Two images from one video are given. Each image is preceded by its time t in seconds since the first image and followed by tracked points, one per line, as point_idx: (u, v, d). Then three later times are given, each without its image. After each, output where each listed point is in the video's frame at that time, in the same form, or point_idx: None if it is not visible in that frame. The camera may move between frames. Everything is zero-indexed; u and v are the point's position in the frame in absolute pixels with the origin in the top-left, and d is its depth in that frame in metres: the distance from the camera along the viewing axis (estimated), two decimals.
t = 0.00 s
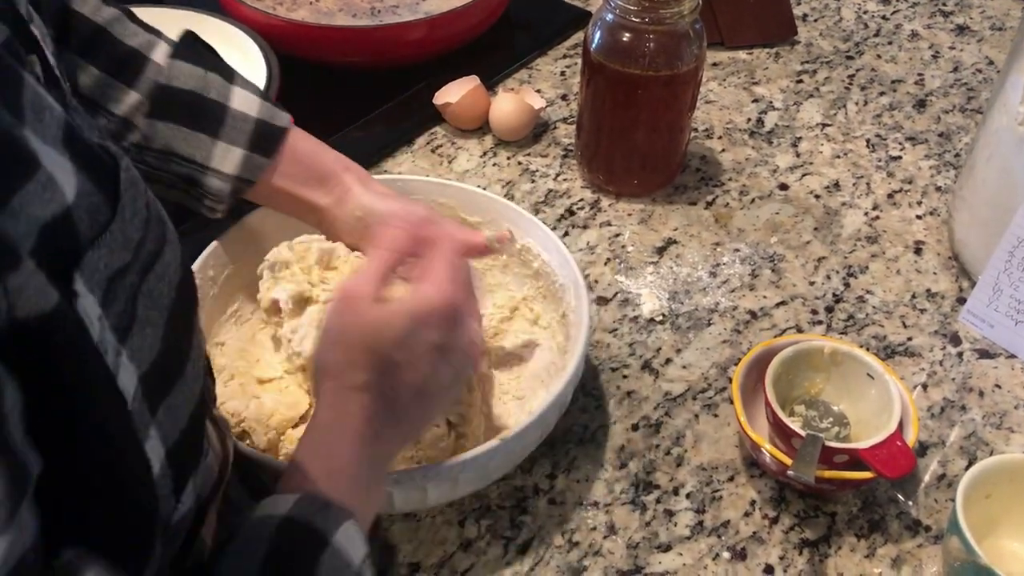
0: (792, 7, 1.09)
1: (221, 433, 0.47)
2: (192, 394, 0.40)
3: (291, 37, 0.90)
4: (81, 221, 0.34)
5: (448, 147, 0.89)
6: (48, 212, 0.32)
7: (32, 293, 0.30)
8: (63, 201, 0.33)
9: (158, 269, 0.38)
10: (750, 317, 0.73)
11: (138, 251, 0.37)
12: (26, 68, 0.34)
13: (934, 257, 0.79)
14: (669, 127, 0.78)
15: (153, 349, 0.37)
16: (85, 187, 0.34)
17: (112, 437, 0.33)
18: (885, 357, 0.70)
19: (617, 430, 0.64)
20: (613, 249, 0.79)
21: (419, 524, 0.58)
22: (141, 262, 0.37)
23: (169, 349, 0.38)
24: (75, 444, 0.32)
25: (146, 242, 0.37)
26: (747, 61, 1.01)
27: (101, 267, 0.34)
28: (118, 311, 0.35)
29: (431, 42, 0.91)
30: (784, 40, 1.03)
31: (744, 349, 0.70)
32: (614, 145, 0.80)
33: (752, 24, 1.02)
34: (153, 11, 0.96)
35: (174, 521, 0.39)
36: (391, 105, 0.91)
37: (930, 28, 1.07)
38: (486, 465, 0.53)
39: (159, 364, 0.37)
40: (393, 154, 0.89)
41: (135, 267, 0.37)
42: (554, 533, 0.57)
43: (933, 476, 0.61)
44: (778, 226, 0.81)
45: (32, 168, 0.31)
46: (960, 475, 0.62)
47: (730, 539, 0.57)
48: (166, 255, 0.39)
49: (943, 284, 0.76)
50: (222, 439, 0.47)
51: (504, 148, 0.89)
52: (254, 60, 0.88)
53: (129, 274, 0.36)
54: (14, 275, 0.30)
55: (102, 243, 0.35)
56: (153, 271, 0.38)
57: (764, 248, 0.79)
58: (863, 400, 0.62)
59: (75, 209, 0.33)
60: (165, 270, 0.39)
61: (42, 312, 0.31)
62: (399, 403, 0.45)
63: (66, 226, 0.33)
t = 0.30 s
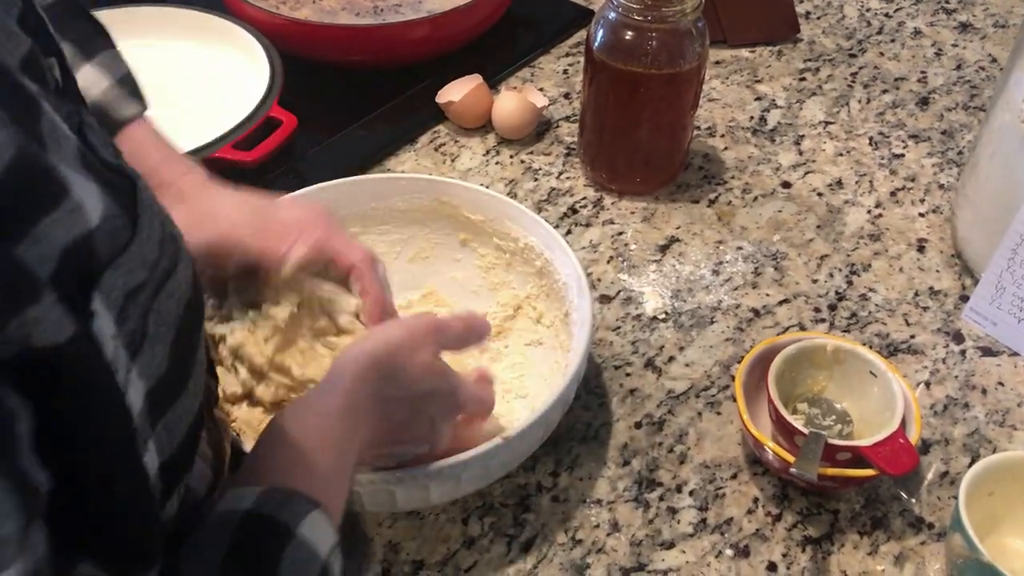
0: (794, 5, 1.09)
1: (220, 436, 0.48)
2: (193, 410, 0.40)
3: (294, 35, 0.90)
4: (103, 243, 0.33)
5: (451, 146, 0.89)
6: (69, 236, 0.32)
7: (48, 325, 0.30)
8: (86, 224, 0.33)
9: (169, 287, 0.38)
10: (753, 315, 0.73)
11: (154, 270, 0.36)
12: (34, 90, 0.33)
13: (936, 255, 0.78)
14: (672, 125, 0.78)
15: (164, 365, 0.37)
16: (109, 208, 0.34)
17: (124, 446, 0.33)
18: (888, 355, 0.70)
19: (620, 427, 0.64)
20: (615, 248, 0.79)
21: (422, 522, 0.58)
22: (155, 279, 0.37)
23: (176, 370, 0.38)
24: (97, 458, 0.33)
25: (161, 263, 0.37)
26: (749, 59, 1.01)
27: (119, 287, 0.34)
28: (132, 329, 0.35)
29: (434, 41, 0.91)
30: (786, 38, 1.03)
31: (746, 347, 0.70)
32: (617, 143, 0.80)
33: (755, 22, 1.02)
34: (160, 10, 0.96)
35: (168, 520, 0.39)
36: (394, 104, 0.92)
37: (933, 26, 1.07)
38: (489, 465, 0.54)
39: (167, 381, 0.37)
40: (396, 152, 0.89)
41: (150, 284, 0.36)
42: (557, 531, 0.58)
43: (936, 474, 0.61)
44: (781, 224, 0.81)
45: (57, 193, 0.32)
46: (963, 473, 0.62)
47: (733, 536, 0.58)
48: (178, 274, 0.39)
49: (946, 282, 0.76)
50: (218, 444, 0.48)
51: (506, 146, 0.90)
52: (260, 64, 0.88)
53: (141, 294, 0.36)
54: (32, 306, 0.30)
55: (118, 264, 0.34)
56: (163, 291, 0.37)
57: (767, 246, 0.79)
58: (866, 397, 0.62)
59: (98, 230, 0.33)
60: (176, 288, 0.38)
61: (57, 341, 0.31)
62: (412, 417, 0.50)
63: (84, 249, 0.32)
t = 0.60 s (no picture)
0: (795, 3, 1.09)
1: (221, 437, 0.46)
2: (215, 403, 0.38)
3: (294, 34, 0.90)
4: (140, 227, 0.31)
5: (451, 144, 0.89)
6: (109, 215, 0.30)
7: (98, 292, 0.29)
8: (128, 205, 0.31)
9: (199, 282, 0.35)
10: (753, 313, 0.73)
11: (187, 261, 0.34)
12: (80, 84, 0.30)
13: (937, 253, 0.78)
14: (672, 123, 0.78)
15: (189, 355, 0.35)
16: (150, 193, 0.32)
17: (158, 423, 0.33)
18: (888, 352, 0.70)
19: (620, 426, 0.64)
20: (616, 246, 0.79)
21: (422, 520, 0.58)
22: (187, 271, 0.34)
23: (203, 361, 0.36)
24: (134, 434, 0.32)
25: (195, 255, 0.35)
26: (750, 57, 1.01)
27: (151, 274, 0.32)
28: (159, 319, 0.33)
29: (434, 39, 0.91)
30: (787, 36, 1.03)
31: (747, 345, 0.70)
32: (618, 141, 0.80)
33: (755, 21, 1.02)
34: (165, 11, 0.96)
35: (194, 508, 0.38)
36: (394, 103, 0.91)
37: (933, 24, 1.07)
38: (482, 468, 0.54)
39: (190, 372, 0.35)
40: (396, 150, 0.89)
41: (179, 277, 0.34)
42: (558, 530, 0.57)
43: (936, 472, 0.61)
44: (782, 222, 0.81)
45: (104, 169, 0.30)
46: (963, 471, 0.62)
47: (733, 534, 0.57)
48: (205, 268, 0.36)
49: (947, 280, 0.76)
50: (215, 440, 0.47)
51: (507, 145, 0.89)
52: (260, 63, 0.88)
53: (173, 284, 0.34)
54: (84, 268, 0.29)
55: (149, 255, 0.32)
56: (193, 285, 0.35)
57: (767, 243, 0.79)
58: (866, 395, 0.62)
59: (138, 213, 0.31)
60: (205, 282, 0.36)
61: (106, 307, 0.30)
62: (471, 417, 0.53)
63: (122, 230, 0.31)
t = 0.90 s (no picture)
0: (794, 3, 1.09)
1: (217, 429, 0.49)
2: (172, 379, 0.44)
3: (293, 35, 0.90)
4: (52, 196, 0.38)
5: (451, 145, 0.89)
6: (20, 180, 0.37)
7: (21, 229, 0.37)
8: (32, 173, 0.37)
9: (128, 261, 0.41)
10: (753, 313, 0.73)
11: (111, 236, 0.40)
12: None
13: (936, 253, 0.78)
14: (671, 123, 0.78)
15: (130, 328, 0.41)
16: (56, 167, 0.38)
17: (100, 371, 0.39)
18: (888, 353, 0.70)
19: (619, 426, 0.64)
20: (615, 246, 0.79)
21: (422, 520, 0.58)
22: (116, 247, 0.40)
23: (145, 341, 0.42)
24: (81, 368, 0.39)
25: (119, 232, 0.40)
26: (749, 57, 1.01)
27: (77, 243, 0.39)
28: (90, 292, 0.39)
29: (434, 39, 0.91)
30: (786, 36, 1.03)
31: (746, 345, 0.70)
32: (617, 141, 0.80)
33: (754, 21, 1.02)
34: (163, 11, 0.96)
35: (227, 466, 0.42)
36: (394, 104, 0.92)
37: (933, 24, 1.07)
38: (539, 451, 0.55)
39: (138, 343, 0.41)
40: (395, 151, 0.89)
41: (108, 253, 0.40)
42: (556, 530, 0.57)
43: (935, 472, 0.61)
44: (781, 222, 0.81)
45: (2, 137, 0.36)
46: (962, 471, 0.62)
47: (732, 535, 0.57)
48: (136, 248, 0.41)
49: (946, 280, 0.76)
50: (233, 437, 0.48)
51: (506, 145, 0.89)
52: (259, 62, 0.88)
53: (101, 258, 0.40)
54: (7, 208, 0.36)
55: (74, 221, 0.39)
56: (126, 261, 0.41)
57: (766, 244, 0.79)
58: (865, 396, 0.62)
59: (49, 184, 0.37)
60: (137, 261, 0.41)
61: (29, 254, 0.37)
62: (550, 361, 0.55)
63: (36, 196, 0.37)
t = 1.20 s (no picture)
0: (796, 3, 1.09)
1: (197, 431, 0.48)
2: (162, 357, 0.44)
3: (295, 36, 0.90)
4: (54, 177, 0.35)
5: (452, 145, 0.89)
6: (20, 165, 0.33)
7: (20, 219, 0.32)
8: (35, 155, 0.33)
9: (127, 245, 0.40)
10: (754, 314, 0.73)
11: (108, 222, 0.38)
12: None
13: (937, 254, 0.78)
14: (672, 123, 0.78)
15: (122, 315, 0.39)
16: (58, 149, 0.35)
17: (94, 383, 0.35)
18: (889, 354, 0.70)
19: (619, 427, 0.64)
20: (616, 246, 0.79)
21: (423, 521, 0.58)
22: (114, 232, 0.39)
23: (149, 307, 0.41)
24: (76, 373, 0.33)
25: (116, 218, 0.39)
26: (750, 58, 1.01)
27: (73, 232, 0.36)
28: (88, 278, 0.37)
29: (435, 40, 0.91)
30: (787, 37, 1.03)
31: (747, 346, 0.70)
32: (618, 142, 0.80)
33: (755, 21, 1.02)
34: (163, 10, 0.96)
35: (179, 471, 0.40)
36: (395, 104, 0.92)
37: (935, 25, 1.06)
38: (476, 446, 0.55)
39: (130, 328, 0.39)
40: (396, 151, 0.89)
41: (105, 238, 0.38)
42: (557, 531, 0.57)
43: (936, 474, 0.61)
44: (782, 223, 0.81)
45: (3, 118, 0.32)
46: (963, 472, 0.62)
47: (733, 536, 0.57)
48: (134, 235, 0.40)
49: (947, 281, 0.76)
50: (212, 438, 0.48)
51: (507, 145, 0.89)
52: (260, 62, 0.89)
53: (99, 243, 0.38)
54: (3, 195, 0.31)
55: (73, 208, 0.36)
56: (121, 249, 0.39)
57: (768, 245, 0.79)
58: (867, 397, 0.62)
59: (51, 165, 0.34)
60: (136, 245, 0.40)
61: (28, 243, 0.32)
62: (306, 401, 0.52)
63: (38, 179, 0.34)
